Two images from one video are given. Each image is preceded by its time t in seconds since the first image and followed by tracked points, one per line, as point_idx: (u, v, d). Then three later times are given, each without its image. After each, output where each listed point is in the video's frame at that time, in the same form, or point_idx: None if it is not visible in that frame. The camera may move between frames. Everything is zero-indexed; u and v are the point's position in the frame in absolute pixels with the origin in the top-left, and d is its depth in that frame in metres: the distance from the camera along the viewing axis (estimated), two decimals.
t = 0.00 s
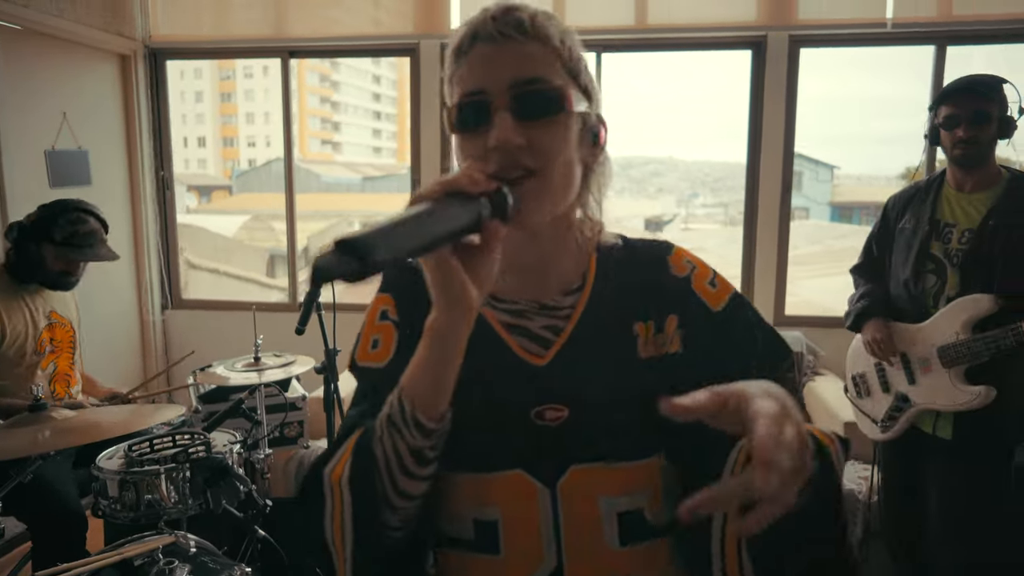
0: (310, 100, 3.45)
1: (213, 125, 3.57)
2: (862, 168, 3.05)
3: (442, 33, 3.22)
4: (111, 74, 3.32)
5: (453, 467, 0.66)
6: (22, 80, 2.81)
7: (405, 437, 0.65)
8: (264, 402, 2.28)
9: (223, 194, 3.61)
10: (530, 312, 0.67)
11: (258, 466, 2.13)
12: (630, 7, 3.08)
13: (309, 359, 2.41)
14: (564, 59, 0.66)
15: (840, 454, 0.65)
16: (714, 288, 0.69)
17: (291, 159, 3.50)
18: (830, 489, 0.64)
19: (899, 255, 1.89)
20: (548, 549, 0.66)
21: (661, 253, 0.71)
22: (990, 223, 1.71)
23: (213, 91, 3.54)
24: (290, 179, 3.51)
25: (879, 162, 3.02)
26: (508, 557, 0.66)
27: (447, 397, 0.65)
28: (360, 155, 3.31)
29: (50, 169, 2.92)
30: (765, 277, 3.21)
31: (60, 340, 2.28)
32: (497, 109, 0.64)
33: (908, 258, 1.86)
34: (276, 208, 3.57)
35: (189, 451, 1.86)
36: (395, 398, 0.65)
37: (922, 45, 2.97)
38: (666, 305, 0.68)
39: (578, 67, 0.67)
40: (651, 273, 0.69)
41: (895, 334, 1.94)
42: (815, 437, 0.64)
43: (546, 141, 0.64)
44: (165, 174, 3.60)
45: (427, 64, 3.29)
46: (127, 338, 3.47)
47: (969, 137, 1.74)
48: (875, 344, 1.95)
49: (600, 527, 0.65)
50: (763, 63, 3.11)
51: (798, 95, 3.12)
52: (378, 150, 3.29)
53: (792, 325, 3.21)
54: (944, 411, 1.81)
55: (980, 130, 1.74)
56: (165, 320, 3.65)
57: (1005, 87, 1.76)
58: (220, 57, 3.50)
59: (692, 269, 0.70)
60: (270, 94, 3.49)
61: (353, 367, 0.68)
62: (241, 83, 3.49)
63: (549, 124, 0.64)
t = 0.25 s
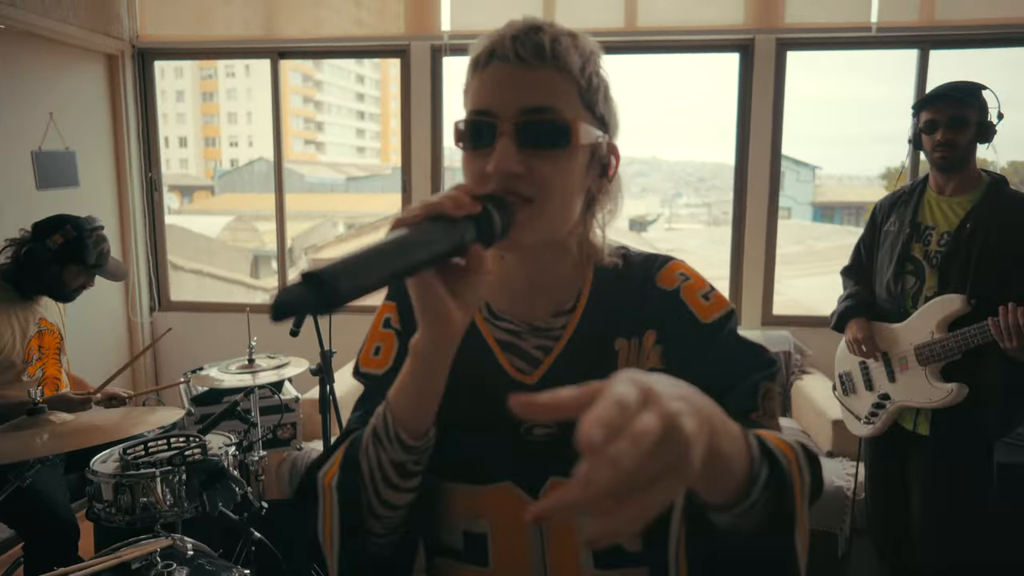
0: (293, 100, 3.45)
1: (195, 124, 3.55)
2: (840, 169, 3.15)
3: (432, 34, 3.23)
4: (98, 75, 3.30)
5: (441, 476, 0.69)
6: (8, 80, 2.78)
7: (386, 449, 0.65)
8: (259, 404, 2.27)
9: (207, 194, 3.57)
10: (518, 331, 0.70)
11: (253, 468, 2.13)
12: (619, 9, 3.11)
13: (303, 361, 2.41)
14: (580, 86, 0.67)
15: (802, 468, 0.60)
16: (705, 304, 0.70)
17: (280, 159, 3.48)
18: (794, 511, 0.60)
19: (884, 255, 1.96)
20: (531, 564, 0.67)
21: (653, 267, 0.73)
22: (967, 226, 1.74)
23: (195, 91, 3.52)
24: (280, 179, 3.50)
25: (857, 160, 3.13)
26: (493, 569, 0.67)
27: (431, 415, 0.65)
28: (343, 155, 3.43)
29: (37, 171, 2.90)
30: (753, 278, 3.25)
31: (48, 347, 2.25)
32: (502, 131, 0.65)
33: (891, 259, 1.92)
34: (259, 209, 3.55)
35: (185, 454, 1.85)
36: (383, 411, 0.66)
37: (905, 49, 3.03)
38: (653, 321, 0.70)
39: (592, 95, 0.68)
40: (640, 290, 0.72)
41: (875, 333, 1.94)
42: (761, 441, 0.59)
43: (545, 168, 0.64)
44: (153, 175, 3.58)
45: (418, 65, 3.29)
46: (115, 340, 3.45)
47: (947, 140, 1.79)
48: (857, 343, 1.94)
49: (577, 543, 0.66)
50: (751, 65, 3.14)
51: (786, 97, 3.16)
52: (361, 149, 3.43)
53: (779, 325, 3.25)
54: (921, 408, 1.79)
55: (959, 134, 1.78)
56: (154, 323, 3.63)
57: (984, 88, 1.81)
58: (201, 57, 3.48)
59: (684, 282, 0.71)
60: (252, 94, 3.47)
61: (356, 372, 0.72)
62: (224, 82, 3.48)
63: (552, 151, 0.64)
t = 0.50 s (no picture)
0: (276, 99, 3.45)
1: (176, 124, 3.54)
2: (822, 169, 3.16)
3: (422, 36, 3.24)
4: (84, 75, 3.26)
5: (447, 486, 0.69)
6: None
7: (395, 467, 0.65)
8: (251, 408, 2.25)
9: (188, 194, 3.57)
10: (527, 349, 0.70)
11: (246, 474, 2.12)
12: (609, 11, 3.13)
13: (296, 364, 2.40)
14: (589, 108, 0.66)
15: (783, 473, 0.60)
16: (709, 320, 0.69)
17: (269, 159, 3.47)
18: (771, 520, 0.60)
19: (868, 260, 1.97)
20: None
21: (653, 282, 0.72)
22: (948, 230, 1.76)
23: (176, 90, 3.50)
24: (269, 180, 3.48)
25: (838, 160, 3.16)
26: None
27: (437, 432, 0.65)
28: (327, 155, 3.44)
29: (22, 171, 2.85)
30: (742, 279, 3.28)
31: (36, 350, 2.22)
32: (507, 155, 0.65)
33: (875, 266, 1.94)
34: (244, 209, 3.53)
35: (179, 459, 1.83)
36: (390, 427, 0.66)
37: (891, 53, 3.07)
38: (654, 337, 0.69)
39: (603, 116, 0.67)
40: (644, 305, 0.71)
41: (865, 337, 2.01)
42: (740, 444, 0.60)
43: (552, 191, 0.64)
44: (140, 176, 3.55)
45: (408, 67, 3.30)
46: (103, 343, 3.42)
47: (924, 143, 1.81)
48: (846, 350, 2.02)
49: (578, 557, 0.66)
50: (740, 68, 3.17)
51: (774, 99, 3.19)
52: (345, 149, 3.43)
53: (769, 325, 3.28)
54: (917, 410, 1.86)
55: (936, 138, 1.80)
56: (141, 325, 3.59)
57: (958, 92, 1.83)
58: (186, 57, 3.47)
59: (689, 299, 0.70)
60: (234, 92, 3.46)
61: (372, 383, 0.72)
62: (206, 81, 3.47)
63: (559, 175, 0.64)
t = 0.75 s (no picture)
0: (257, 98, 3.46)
1: (157, 122, 3.57)
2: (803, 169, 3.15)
3: (411, 37, 3.24)
4: (66, 73, 3.21)
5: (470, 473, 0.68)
6: None
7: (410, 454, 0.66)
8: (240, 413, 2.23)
9: (169, 195, 3.54)
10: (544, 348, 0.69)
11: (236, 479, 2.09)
12: (599, 13, 3.13)
13: (287, 368, 2.38)
14: (607, 112, 0.63)
15: (794, 445, 0.59)
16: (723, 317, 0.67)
17: (256, 160, 3.44)
18: (782, 487, 0.58)
19: (857, 261, 2.04)
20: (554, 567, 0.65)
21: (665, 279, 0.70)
22: (938, 231, 1.77)
23: (157, 89, 3.51)
24: (256, 181, 3.45)
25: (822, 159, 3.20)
26: (522, 567, 0.66)
27: (459, 419, 0.65)
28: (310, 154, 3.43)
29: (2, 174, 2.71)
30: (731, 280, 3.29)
31: (21, 354, 2.17)
32: (523, 154, 0.63)
33: (864, 266, 2.01)
34: (227, 210, 3.49)
35: (171, 465, 1.81)
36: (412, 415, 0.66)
37: (878, 55, 3.10)
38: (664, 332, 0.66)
39: (621, 117, 0.65)
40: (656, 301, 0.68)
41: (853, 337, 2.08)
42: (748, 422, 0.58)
43: (568, 191, 0.62)
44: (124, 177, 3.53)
45: (397, 68, 3.29)
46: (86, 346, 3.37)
47: (920, 151, 1.73)
48: (835, 349, 2.09)
49: (596, 548, 0.64)
50: (729, 70, 3.18)
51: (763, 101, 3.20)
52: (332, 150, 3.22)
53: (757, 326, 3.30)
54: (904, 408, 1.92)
55: (934, 147, 1.70)
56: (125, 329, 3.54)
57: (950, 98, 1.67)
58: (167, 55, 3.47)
59: (700, 293, 0.67)
60: (214, 90, 3.47)
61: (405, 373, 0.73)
62: (186, 79, 3.50)
63: (575, 176, 0.62)
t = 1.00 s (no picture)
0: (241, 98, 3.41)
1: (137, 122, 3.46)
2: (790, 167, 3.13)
3: (400, 37, 3.21)
4: (48, 72, 3.16)
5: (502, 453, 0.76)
6: None
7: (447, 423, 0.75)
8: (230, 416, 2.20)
9: (151, 195, 3.45)
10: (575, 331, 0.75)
11: (227, 484, 2.07)
12: (589, 13, 3.13)
13: (277, 371, 2.35)
14: (639, 121, 0.70)
15: (831, 419, 0.67)
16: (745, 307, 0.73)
17: (243, 160, 3.40)
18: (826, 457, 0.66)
19: (849, 261, 2.02)
20: (581, 533, 0.73)
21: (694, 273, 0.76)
22: (930, 229, 1.81)
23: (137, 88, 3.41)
24: (243, 182, 3.42)
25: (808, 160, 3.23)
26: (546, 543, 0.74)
27: (484, 394, 0.75)
28: (296, 155, 3.30)
29: None
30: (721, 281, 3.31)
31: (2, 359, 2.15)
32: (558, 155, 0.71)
33: (857, 267, 2.00)
34: (209, 210, 3.45)
35: (159, 472, 1.78)
36: (443, 389, 0.76)
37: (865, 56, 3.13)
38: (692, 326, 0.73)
39: (655, 130, 0.71)
40: (679, 291, 0.74)
41: (847, 338, 2.11)
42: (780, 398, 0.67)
43: (594, 190, 0.70)
44: (108, 178, 3.46)
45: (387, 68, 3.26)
46: (69, 351, 3.30)
47: (926, 152, 1.76)
48: (833, 349, 2.10)
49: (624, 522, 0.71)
50: (718, 70, 3.19)
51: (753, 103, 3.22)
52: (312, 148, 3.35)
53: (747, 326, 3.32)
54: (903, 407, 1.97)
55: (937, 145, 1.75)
56: (109, 331, 3.49)
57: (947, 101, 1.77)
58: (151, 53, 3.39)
59: (723, 287, 0.74)
60: (196, 89, 3.40)
61: (436, 357, 0.82)
62: (167, 79, 3.37)
63: (599, 175, 0.69)
